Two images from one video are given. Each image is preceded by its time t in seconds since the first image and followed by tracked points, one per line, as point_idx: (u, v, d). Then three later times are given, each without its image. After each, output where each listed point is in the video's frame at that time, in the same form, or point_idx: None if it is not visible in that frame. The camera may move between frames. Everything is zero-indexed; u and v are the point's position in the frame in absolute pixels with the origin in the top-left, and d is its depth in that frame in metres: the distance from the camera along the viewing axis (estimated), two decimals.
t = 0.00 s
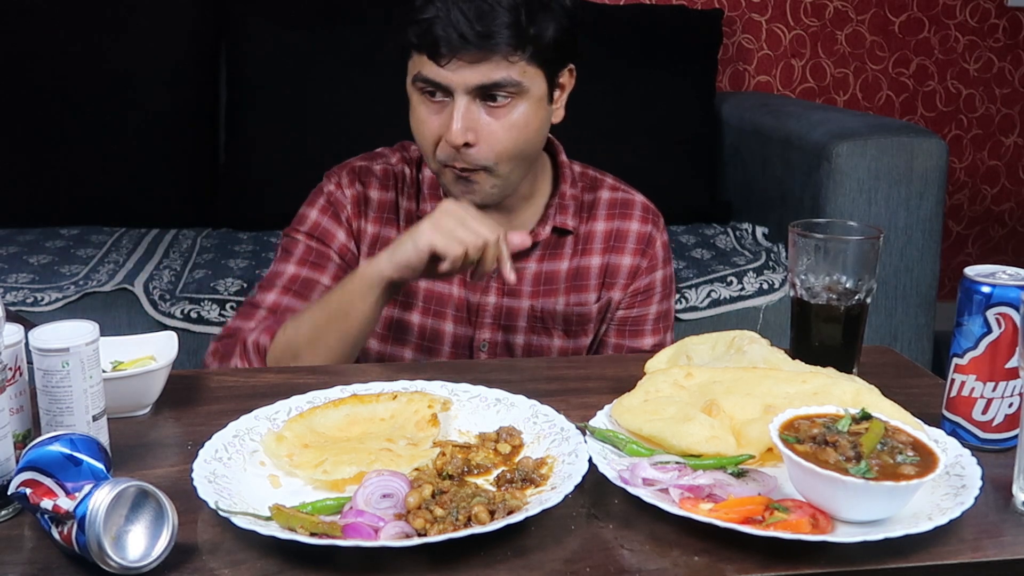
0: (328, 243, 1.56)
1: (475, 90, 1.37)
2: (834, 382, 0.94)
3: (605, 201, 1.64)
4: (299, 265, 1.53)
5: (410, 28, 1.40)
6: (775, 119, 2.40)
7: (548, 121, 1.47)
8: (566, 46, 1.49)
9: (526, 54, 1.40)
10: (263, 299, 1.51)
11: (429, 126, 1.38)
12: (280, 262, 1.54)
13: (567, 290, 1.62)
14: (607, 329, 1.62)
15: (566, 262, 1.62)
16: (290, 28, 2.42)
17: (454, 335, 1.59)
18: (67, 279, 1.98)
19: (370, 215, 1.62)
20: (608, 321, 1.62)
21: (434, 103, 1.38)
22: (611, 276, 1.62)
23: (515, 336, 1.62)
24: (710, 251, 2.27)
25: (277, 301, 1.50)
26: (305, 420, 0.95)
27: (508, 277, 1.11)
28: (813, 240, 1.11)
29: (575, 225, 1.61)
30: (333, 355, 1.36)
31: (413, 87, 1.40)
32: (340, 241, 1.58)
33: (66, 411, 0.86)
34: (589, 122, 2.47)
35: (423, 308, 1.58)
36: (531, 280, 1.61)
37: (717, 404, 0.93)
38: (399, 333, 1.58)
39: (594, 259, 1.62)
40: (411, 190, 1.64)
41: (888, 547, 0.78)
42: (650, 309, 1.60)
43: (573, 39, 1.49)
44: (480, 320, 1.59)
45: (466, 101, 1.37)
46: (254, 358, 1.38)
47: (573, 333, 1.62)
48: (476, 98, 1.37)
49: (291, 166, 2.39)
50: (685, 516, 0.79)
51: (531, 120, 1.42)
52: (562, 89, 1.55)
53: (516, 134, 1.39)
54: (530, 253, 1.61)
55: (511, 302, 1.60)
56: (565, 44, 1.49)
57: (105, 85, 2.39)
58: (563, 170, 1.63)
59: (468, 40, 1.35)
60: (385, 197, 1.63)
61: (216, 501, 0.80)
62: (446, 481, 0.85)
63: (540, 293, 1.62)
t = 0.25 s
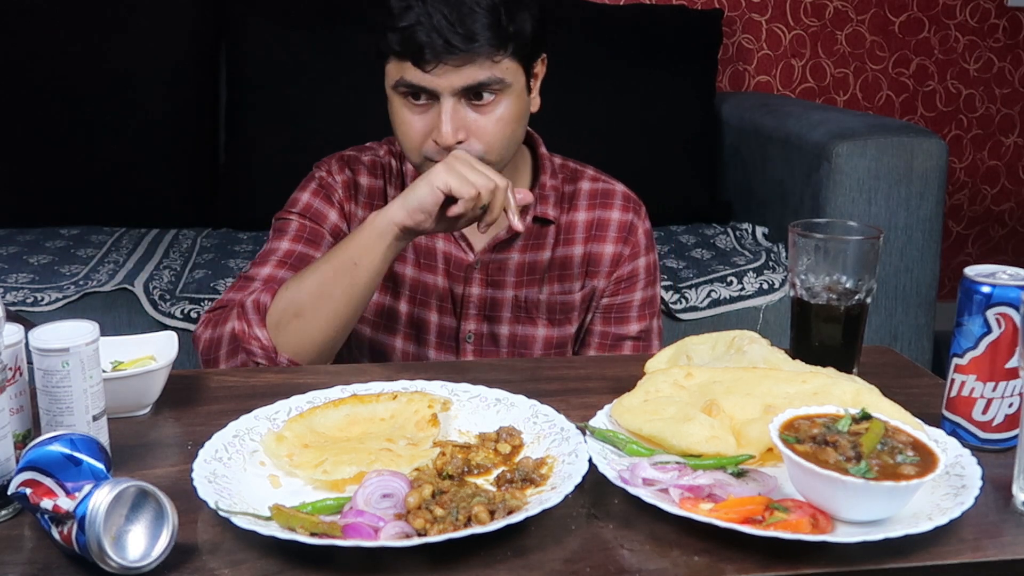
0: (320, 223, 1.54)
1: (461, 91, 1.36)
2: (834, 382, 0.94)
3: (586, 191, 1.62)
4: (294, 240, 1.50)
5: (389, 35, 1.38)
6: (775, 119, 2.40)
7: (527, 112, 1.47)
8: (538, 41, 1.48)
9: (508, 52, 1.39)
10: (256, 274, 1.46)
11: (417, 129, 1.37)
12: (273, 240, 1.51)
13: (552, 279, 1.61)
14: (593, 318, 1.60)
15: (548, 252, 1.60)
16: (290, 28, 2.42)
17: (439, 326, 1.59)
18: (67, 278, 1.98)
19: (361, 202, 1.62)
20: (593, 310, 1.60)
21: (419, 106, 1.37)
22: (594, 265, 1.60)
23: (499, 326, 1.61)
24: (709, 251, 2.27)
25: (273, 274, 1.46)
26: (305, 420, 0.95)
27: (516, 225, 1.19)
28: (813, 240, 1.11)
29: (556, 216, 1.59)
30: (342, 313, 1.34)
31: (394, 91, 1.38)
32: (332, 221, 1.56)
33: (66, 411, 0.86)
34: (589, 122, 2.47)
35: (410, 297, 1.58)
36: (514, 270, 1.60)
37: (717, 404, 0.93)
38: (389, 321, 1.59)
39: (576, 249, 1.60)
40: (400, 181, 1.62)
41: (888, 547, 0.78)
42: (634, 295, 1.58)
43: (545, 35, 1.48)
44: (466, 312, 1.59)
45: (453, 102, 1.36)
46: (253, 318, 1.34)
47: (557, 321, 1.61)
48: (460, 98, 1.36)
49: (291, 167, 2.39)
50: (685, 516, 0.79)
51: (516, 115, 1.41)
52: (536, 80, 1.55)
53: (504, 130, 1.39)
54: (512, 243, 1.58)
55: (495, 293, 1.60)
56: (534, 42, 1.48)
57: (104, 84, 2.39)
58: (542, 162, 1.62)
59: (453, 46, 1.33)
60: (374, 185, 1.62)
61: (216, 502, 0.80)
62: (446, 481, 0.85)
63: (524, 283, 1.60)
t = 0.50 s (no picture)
0: (314, 211, 1.54)
1: (438, 89, 1.35)
2: (834, 382, 0.94)
3: (572, 183, 1.62)
4: (288, 224, 1.50)
5: (363, 38, 1.37)
6: (775, 119, 2.40)
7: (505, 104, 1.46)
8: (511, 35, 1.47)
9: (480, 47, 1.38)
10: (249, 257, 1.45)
11: (399, 130, 1.38)
12: (267, 225, 1.50)
13: (540, 270, 1.60)
14: (583, 307, 1.60)
15: (536, 243, 1.60)
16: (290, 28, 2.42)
17: (430, 317, 1.59)
18: (67, 279, 1.98)
19: (353, 191, 1.62)
20: (582, 300, 1.60)
21: (399, 106, 1.37)
22: (582, 254, 1.60)
23: (489, 317, 1.61)
24: (709, 251, 2.27)
25: (267, 255, 1.45)
26: (305, 420, 0.95)
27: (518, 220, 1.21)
28: (813, 240, 1.11)
29: (543, 207, 1.59)
30: (336, 293, 1.33)
31: (374, 93, 1.39)
32: (325, 208, 1.56)
33: (66, 411, 0.86)
34: (589, 122, 2.47)
35: (401, 288, 1.59)
36: (502, 261, 1.59)
37: (717, 404, 0.93)
38: (383, 310, 1.59)
39: (563, 239, 1.60)
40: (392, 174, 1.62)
41: (888, 547, 0.78)
42: (623, 283, 1.57)
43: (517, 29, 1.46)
44: (456, 303, 1.59)
45: (431, 100, 1.36)
46: (247, 293, 1.33)
47: (546, 310, 1.61)
48: (439, 95, 1.36)
49: (290, 168, 2.39)
50: (685, 516, 0.79)
51: (492, 109, 1.41)
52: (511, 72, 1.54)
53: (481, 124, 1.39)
54: (499, 234, 1.58)
55: (483, 284, 1.60)
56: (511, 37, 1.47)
57: (104, 84, 2.39)
58: (529, 156, 1.63)
59: (425, 45, 1.33)
60: (367, 176, 1.62)
61: (216, 502, 0.80)
62: (446, 481, 0.85)
63: (512, 273, 1.60)
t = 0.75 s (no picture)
0: (312, 204, 1.53)
1: (435, 71, 1.36)
2: (834, 382, 0.94)
3: (567, 180, 1.62)
4: (286, 214, 1.49)
5: (361, 24, 1.37)
6: (775, 119, 2.40)
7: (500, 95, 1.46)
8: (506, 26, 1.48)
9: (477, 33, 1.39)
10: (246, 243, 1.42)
11: (395, 115, 1.37)
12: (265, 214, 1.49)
13: (534, 265, 1.61)
14: (578, 303, 1.59)
15: (530, 239, 1.60)
16: (290, 28, 2.42)
17: (425, 311, 1.59)
18: (67, 279, 1.98)
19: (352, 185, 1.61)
20: (577, 295, 1.59)
21: (396, 91, 1.37)
22: (577, 250, 1.60)
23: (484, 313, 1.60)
24: (709, 251, 2.27)
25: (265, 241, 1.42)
26: (305, 420, 0.95)
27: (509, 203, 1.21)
28: (813, 240, 1.11)
29: (537, 203, 1.59)
30: (329, 270, 1.33)
31: (371, 79, 1.39)
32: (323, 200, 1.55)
33: (67, 411, 0.86)
34: (589, 122, 2.47)
35: (397, 283, 1.60)
36: (497, 257, 1.60)
37: (717, 404, 0.93)
38: (379, 303, 1.60)
39: (558, 236, 1.60)
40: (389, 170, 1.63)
41: (888, 548, 0.78)
42: (618, 279, 1.58)
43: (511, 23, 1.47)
44: (451, 298, 1.58)
45: (429, 83, 1.36)
46: (241, 271, 1.33)
47: (540, 305, 1.60)
48: (435, 80, 1.36)
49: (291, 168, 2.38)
50: (685, 516, 0.79)
51: (489, 95, 1.41)
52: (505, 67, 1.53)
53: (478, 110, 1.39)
54: (494, 229, 1.58)
55: (478, 279, 1.60)
56: (504, 37, 1.47)
57: (104, 84, 2.39)
58: (523, 152, 1.62)
59: (424, 27, 1.34)
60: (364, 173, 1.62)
61: (216, 502, 0.80)
62: (446, 481, 0.85)
63: (507, 269, 1.60)
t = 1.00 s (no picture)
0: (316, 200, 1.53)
1: (448, 71, 1.35)
2: (834, 382, 0.94)
3: (569, 181, 1.62)
4: (289, 209, 1.49)
5: (372, 22, 1.37)
6: (775, 119, 2.40)
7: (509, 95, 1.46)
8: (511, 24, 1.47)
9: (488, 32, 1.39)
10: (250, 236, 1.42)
11: (406, 114, 1.37)
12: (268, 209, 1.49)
13: (536, 265, 1.60)
14: (579, 304, 1.60)
15: (533, 239, 1.60)
16: (289, 28, 2.42)
17: (427, 311, 1.59)
18: (67, 278, 1.98)
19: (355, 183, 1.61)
20: (579, 296, 1.60)
21: (408, 90, 1.37)
22: (579, 250, 1.60)
23: (486, 312, 1.60)
24: (709, 251, 2.27)
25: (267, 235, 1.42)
26: (305, 420, 0.95)
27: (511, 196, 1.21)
28: (813, 240, 1.11)
29: (540, 203, 1.59)
30: (329, 263, 1.33)
31: (381, 78, 1.39)
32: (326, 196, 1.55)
33: (67, 411, 0.86)
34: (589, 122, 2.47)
35: (400, 282, 1.60)
36: (499, 257, 1.59)
37: (717, 404, 0.93)
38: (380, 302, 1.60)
39: (561, 236, 1.60)
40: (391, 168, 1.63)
41: (888, 548, 0.78)
42: (620, 280, 1.58)
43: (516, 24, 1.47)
44: (453, 297, 1.58)
45: (441, 83, 1.36)
46: (242, 264, 1.33)
47: (542, 306, 1.60)
48: (447, 79, 1.36)
49: (291, 168, 2.39)
50: (685, 516, 0.79)
51: (500, 95, 1.41)
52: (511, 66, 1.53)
53: (490, 110, 1.39)
54: (497, 229, 1.58)
55: (480, 279, 1.59)
56: (512, 35, 1.47)
57: (104, 84, 2.39)
58: (527, 152, 1.63)
59: (438, 27, 1.33)
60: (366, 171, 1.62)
61: (216, 501, 0.80)
62: (446, 481, 0.85)
63: (509, 269, 1.60)
